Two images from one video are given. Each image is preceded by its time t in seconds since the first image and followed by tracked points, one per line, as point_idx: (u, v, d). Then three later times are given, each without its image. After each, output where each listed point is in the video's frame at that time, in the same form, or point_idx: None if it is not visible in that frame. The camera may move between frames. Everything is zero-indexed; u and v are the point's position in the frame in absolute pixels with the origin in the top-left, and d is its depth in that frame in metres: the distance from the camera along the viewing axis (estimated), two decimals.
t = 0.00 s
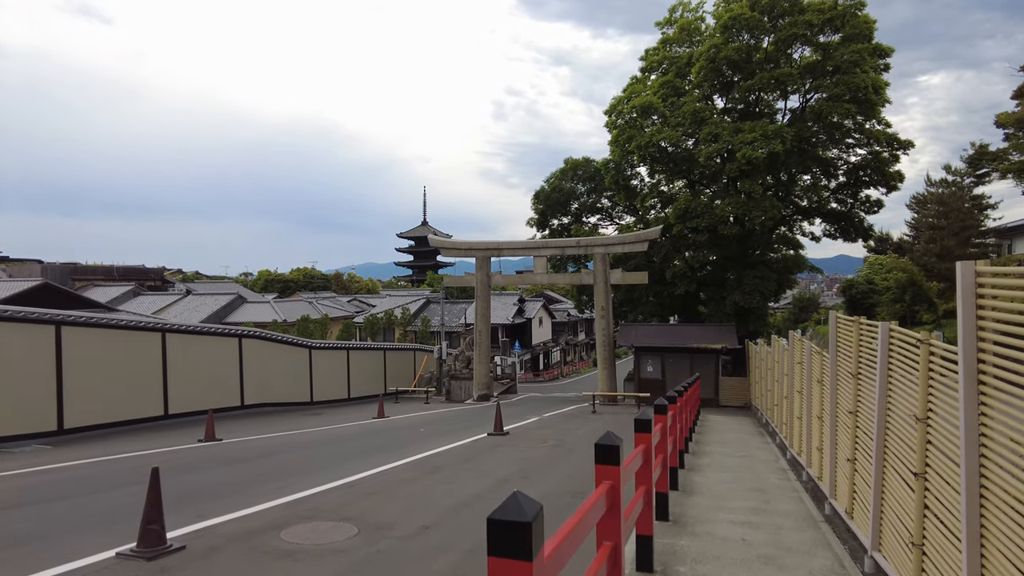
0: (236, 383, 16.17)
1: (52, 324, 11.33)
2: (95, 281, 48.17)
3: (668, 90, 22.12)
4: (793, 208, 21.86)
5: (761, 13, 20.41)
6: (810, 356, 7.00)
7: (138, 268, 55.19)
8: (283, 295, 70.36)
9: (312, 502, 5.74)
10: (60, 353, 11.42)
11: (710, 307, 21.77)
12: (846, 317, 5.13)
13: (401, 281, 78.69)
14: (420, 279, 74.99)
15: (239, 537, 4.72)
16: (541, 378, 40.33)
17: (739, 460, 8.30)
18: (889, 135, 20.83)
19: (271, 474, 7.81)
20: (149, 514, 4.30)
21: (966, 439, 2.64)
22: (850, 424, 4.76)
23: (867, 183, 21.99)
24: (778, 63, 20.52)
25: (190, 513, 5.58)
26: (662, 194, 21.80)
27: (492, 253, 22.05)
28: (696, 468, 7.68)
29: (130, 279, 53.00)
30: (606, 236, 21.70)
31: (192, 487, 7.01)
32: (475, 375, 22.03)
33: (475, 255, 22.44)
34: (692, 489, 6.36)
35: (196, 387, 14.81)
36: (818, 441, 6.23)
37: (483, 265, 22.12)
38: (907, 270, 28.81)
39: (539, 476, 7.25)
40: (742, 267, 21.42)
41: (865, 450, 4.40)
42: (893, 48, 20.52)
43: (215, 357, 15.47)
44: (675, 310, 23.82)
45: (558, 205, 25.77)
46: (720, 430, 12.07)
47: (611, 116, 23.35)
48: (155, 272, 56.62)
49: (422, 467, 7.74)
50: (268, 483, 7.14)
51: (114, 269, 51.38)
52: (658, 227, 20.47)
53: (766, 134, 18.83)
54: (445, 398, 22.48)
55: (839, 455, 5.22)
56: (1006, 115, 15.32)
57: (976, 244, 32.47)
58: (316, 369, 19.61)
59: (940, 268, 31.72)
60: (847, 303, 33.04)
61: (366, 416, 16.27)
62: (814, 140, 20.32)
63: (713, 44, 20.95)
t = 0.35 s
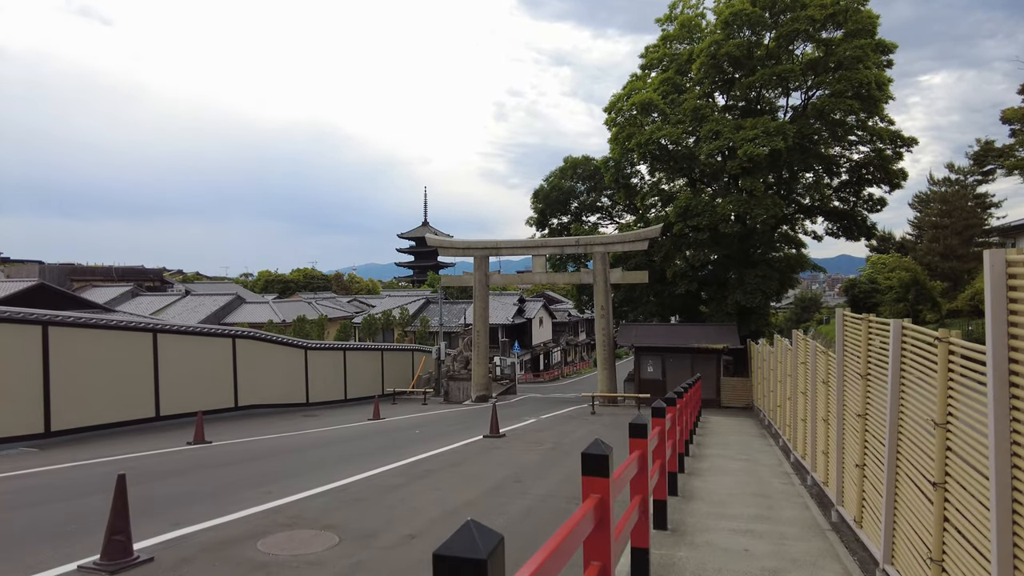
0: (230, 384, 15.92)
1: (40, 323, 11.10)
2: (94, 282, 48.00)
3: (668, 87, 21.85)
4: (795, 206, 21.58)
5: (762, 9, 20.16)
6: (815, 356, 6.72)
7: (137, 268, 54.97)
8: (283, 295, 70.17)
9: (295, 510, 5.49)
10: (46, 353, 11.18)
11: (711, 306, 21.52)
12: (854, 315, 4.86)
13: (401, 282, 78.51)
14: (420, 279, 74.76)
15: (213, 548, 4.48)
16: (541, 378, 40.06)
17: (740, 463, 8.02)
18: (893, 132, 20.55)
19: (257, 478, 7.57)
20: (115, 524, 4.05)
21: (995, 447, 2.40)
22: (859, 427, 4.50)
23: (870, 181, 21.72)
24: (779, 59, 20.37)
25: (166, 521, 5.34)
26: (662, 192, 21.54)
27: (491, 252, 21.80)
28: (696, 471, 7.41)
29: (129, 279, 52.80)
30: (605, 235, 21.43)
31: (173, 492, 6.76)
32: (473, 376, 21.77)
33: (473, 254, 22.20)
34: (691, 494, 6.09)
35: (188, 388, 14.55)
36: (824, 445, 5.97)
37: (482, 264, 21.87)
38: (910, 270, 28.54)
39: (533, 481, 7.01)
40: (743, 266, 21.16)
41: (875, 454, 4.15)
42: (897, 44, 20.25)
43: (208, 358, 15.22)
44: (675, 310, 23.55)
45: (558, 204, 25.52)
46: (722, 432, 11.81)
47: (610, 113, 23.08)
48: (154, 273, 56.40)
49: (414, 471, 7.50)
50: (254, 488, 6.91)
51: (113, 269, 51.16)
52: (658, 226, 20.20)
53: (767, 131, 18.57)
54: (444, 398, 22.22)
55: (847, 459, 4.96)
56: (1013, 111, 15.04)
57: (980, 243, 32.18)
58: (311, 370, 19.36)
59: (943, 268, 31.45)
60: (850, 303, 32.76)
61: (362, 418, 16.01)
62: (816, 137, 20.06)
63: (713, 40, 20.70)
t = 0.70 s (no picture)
0: (221, 384, 15.65)
1: (23, 322, 10.82)
2: (90, 280, 47.71)
3: (668, 83, 21.58)
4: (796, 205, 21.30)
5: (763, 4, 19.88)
6: (819, 357, 6.45)
7: (134, 267, 54.64)
8: (282, 294, 69.91)
9: (273, 518, 5.24)
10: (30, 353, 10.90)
11: (711, 306, 21.27)
12: (862, 315, 4.61)
13: (400, 281, 78.26)
14: (419, 279, 74.48)
15: (182, 561, 4.23)
16: (540, 378, 39.81)
17: (741, 467, 7.76)
18: (896, 129, 20.29)
19: (241, 482, 7.32)
20: (72, 537, 3.78)
21: None
22: (868, 433, 4.25)
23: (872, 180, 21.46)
24: (780, 56, 20.09)
25: (138, 527, 5.09)
26: (661, 190, 21.28)
27: (488, 250, 21.52)
28: (694, 476, 7.15)
29: (126, 277, 52.48)
30: (604, 233, 21.15)
31: (151, 497, 6.50)
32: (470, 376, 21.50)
33: (469, 253, 21.92)
34: (690, 502, 5.82)
35: (178, 388, 14.28)
36: (829, 450, 5.70)
37: (479, 262, 21.59)
38: (912, 270, 28.32)
39: (525, 487, 6.75)
40: (744, 265, 20.89)
41: (886, 464, 3.91)
42: (900, 40, 19.98)
43: (199, 357, 14.94)
44: (675, 309, 23.27)
45: (556, 202, 25.25)
46: (721, 434, 11.56)
47: (609, 110, 22.80)
48: (151, 271, 56.07)
49: (402, 475, 7.26)
50: (235, 493, 6.66)
51: (109, 268, 50.82)
52: (657, 224, 19.92)
53: (768, 127, 18.30)
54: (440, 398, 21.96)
55: (853, 466, 4.73)
56: (1018, 107, 14.76)
57: (982, 242, 31.92)
58: (305, 370, 19.07)
59: (945, 267, 31.22)
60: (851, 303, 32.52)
61: (356, 418, 15.74)
62: (818, 135, 19.81)
63: (713, 36, 20.42)
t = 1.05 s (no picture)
0: (210, 384, 15.39)
1: (2, 319, 10.53)
2: (86, 280, 47.38)
3: (665, 79, 21.33)
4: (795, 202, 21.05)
5: None
6: (819, 354, 6.20)
7: (130, 266, 54.29)
8: (279, 294, 69.59)
9: (247, 525, 5.01)
10: (10, 351, 10.63)
11: (710, 304, 21.05)
12: (863, 310, 4.37)
13: (399, 281, 77.99)
14: (417, 279, 74.21)
15: (142, 570, 3.99)
16: (537, 378, 39.56)
17: (738, 468, 7.52)
18: (896, 125, 20.05)
19: (219, 485, 7.08)
20: (19, 547, 3.53)
21: None
22: (870, 434, 4.02)
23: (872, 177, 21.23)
24: (779, 51, 19.85)
25: (101, 533, 4.85)
26: (659, 187, 21.04)
27: (483, 248, 21.27)
28: (689, 478, 6.90)
29: (122, 277, 52.15)
30: (600, 231, 20.90)
31: (124, 498, 6.26)
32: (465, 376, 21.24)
33: (464, 251, 21.66)
34: (684, 505, 5.58)
35: (166, 388, 14.02)
36: (829, 451, 5.44)
37: (474, 261, 21.35)
38: (912, 268, 28.13)
39: (513, 490, 6.51)
40: (742, 263, 20.65)
41: (889, 467, 3.69)
42: (900, 35, 19.74)
43: (188, 357, 14.68)
44: (673, 308, 23.04)
45: (553, 200, 24.99)
46: (718, 434, 11.33)
47: (605, 106, 22.54)
48: (147, 270, 55.73)
49: (387, 479, 7.03)
50: (212, 496, 6.42)
51: (105, 267, 50.47)
52: (654, 221, 19.67)
53: (767, 123, 18.08)
54: (435, 398, 21.71)
55: (854, 468, 4.50)
56: (1020, 102, 14.53)
57: (982, 240, 31.71)
58: (298, 369, 18.82)
59: (945, 266, 31.02)
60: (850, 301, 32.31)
61: (348, 418, 15.50)
62: (817, 131, 19.58)
63: (711, 31, 20.19)
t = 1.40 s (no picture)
0: (202, 386, 15.15)
1: None
2: (83, 282, 47.16)
3: (664, 77, 21.12)
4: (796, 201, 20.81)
5: None
6: (821, 356, 5.97)
7: (127, 267, 54.05)
8: (278, 295, 69.40)
9: (220, 537, 4.79)
10: None
11: (709, 305, 20.82)
12: (868, 310, 4.13)
13: (398, 282, 77.77)
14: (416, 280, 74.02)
15: None
16: (536, 379, 39.32)
17: (737, 474, 7.26)
18: (898, 124, 19.83)
19: (200, 492, 6.85)
20: None
21: None
22: (878, 442, 3.78)
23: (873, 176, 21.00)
24: (778, 49, 19.65)
25: (67, 546, 4.63)
26: (657, 186, 20.83)
27: (479, 249, 21.04)
28: (687, 484, 6.65)
29: (119, 279, 51.92)
30: (598, 230, 20.66)
31: (99, 506, 6.04)
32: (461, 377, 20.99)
33: (461, 251, 21.42)
34: (680, 514, 5.34)
35: (156, 391, 13.78)
36: (833, 458, 5.21)
37: (470, 261, 21.11)
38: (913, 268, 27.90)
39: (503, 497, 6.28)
40: (742, 263, 20.41)
41: (899, 477, 3.46)
42: (901, 32, 19.52)
43: (178, 359, 14.42)
44: (672, 309, 22.80)
45: (551, 200, 24.76)
46: (716, 437, 11.11)
47: (604, 105, 22.32)
48: (145, 272, 55.51)
49: (373, 486, 6.81)
50: (191, 504, 6.20)
51: (102, 269, 50.23)
52: (653, 220, 19.44)
53: (767, 121, 17.85)
54: (431, 400, 21.48)
55: (860, 477, 4.27)
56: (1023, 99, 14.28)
57: (984, 240, 31.47)
58: (292, 371, 18.57)
59: (946, 266, 30.79)
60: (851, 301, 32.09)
61: (341, 421, 15.25)
62: (817, 130, 19.37)
63: (710, 28, 19.97)
